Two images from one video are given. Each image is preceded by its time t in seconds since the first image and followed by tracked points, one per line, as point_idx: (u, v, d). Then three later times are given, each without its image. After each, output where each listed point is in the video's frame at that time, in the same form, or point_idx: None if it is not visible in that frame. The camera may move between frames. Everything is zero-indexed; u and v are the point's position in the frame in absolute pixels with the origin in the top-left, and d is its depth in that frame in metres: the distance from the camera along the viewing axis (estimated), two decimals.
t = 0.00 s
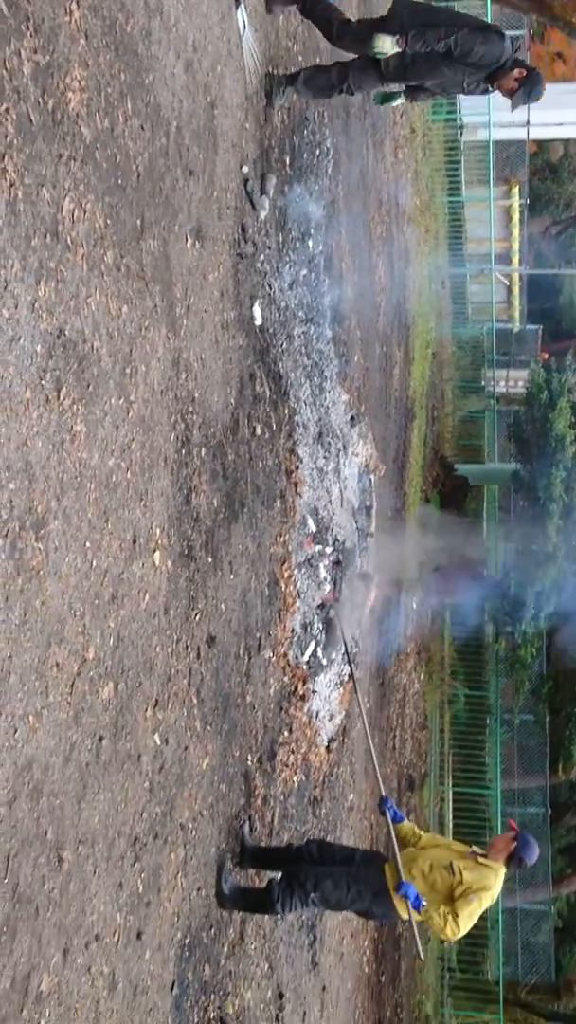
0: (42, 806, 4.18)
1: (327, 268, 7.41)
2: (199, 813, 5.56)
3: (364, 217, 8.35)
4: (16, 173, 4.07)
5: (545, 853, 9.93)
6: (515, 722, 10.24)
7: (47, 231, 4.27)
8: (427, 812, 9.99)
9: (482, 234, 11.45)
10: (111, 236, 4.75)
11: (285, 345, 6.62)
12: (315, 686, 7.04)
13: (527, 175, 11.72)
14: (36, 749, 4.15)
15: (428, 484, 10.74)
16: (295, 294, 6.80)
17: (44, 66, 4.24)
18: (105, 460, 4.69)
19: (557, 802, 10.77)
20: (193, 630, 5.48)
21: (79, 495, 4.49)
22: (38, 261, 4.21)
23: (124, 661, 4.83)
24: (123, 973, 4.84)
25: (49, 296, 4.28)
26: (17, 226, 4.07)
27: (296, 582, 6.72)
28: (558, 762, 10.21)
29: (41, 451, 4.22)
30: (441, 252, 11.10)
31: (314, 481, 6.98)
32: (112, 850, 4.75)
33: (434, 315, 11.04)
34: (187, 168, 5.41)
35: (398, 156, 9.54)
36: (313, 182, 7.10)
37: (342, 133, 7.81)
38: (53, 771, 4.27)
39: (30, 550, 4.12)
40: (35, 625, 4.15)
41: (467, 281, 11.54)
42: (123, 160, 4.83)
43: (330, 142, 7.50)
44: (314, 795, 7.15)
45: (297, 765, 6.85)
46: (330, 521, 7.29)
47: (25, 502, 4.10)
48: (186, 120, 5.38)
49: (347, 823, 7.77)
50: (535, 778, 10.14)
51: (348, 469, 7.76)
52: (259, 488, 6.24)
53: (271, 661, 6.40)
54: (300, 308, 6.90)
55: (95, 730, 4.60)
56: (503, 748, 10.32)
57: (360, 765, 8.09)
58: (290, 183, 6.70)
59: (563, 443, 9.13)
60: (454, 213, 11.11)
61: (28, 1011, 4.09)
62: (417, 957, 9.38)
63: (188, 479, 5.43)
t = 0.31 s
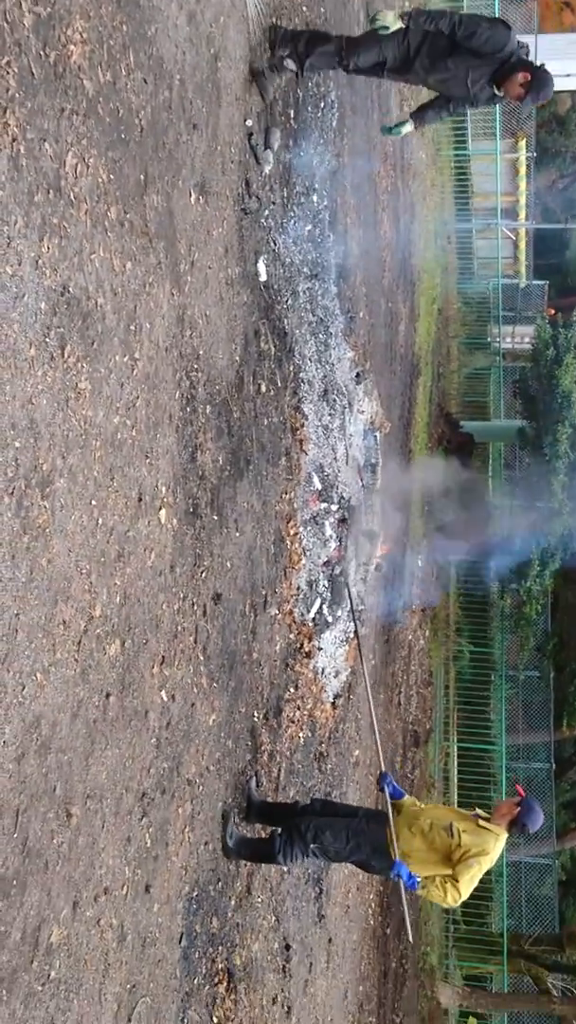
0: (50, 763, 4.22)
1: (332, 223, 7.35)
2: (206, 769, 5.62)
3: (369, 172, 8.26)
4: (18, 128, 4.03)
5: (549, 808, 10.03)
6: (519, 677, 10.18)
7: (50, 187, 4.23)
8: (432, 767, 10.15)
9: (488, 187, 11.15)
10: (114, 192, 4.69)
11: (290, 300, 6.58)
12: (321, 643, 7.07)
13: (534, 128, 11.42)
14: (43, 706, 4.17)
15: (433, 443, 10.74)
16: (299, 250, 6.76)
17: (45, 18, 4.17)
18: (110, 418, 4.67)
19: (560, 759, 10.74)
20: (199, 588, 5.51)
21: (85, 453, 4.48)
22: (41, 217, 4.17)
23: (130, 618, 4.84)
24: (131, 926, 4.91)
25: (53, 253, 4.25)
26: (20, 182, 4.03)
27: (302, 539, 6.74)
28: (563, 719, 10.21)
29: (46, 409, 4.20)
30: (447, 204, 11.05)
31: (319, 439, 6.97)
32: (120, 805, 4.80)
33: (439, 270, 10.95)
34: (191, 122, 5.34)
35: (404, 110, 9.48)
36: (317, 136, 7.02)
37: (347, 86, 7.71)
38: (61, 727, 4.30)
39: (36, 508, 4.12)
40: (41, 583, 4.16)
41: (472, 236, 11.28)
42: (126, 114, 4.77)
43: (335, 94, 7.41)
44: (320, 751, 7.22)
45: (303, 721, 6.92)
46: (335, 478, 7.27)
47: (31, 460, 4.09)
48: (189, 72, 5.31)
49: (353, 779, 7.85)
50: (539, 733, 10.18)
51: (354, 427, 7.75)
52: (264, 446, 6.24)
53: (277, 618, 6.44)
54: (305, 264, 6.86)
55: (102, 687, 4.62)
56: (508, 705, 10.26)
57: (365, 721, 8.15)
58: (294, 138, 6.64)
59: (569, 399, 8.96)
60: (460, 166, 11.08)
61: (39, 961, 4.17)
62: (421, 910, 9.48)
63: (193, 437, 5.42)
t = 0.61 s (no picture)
0: (55, 739, 4.23)
1: (335, 199, 7.33)
2: (209, 745, 5.64)
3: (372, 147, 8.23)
4: (20, 103, 4.00)
5: (550, 785, 9.90)
6: (521, 653, 10.16)
7: (52, 163, 4.20)
8: (434, 745, 10.17)
9: (492, 162, 11.20)
10: (117, 167, 4.67)
11: (293, 277, 6.57)
12: (324, 620, 7.09)
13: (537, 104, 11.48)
14: (48, 682, 4.19)
15: (437, 420, 10.70)
16: (302, 226, 6.76)
17: None
18: (113, 395, 4.66)
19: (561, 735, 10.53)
20: (202, 565, 5.51)
21: (88, 430, 4.47)
22: (43, 192, 4.15)
23: (134, 595, 4.85)
24: (136, 900, 4.94)
25: (55, 229, 4.23)
26: (22, 158, 4.01)
27: (305, 516, 6.74)
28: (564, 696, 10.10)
29: (49, 386, 4.19)
30: (450, 180, 11.04)
31: (322, 416, 6.96)
32: (124, 781, 4.82)
33: (443, 248, 10.93)
34: (194, 96, 5.31)
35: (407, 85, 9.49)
36: (321, 108, 7.00)
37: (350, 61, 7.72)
38: (65, 704, 4.31)
39: (39, 485, 4.11)
40: (45, 560, 4.16)
41: (476, 212, 11.28)
42: (128, 88, 4.74)
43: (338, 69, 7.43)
44: (322, 728, 7.25)
45: (306, 698, 6.94)
46: (338, 455, 7.27)
47: (34, 437, 4.08)
48: (191, 46, 5.27)
49: (355, 756, 7.88)
50: (540, 710, 10.04)
51: (357, 404, 7.74)
52: (267, 423, 6.23)
53: (280, 594, 6.46)
54: (308, 240, 6.85)
55: (106, 663, 4.63)
56: (510, 680, 10.14)
57: (368, 698, 8.18)
58: (298, 113, 6.61)
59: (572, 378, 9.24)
60: (464, 141, 11.07)
61: (45, 935, 4.20)
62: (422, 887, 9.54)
63: (196, 413, 5.41)
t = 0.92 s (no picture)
0: (57, 732, 4.24)
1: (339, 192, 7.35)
2: (211, 739, 5.65)
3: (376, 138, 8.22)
4: (24, 96, 3.99)
5: (550, 778, 9.94)
6: (523, 647, 10.20)
7: (56, 156, 4.20)
8: (436, 739, 10.13)
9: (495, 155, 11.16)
10: (120, 160, 4.66)
11: (296, 270, 6.57)
12: (326, 614, 7.09)
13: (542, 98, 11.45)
14: (50, 675, 4.19)
15: (439, 414, 10.74)
16: (306, 220, 6.76)
17: None
18: (116, 388, 4.66)
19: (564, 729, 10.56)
20: (205, 559, 5.51)
21: (91, 424, 4.47)
22: (47, 186, 4.14)
23: (137, 589, 4.85)
24: (138, 893, 4.96)
25: (59, 223, 4.22)
26: (26, 151, 4.01)
27: (308, 510, 6.74)
28: (566, 690, 10.01)
29: (52, 379, 4.19)
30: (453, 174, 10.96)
31: (325, 409, 6.96)
32: (126, 774, 4.83)
33: (446, 244, 10.94)
34: (197, 89, 5.30)
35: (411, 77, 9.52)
36: (325, 101, 7.00)
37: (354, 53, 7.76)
38: (68, 697, 4.32)
39: (42, 479, 4.12)
40: (48, 553, 4.16)
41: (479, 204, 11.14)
42: (132, 81, 4.73)
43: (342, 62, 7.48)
44: (324, 722, 7.26)
45: (308, 691, 6.95)
46: (341, 449, 7.27)
47: (37, 431, 4.08)
48: (195, 39, 5.25)
49: (357, 749, 7.90)
50: (543, 704, 10.11)
51: (360, 398, 7.74)
52: (270, 417, 6.23)
53: (283, 588, 6.46)
54: (311, 234, 6.85)
55: (108, 656, 4.64)
56: (512, 674, 10.21)
57: (369, 692, 8.19)
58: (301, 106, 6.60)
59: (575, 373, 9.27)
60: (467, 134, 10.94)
61: (47, 928, 4.21)
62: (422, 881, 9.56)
63: (199, 407, 5.41)
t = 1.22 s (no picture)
0: (57, 740, 4.22)
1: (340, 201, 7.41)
2: (211, 747, 5.64)
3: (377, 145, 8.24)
4: (26, 103, 3.99)
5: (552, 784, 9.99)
6: (524, 655, 10.22)
7: (58, 163, 4.19)
8: (437, 746, 9.99)
9: (497, 163, 11.05)
10: (122, 167, 4.65)
11: (298, 278, 6.59)
12: (327, 622, 7.08)
13: (544, 106, 11.42)
14: (50, 683, 4.18)
15: (439, 421, 10.75)
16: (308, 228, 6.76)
17: None
18: (118, 395, 4.65)
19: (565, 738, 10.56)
20: (205, 566, 5.50)
21: (92, 431, 4.46)
22: (49, 193, 4.14)
23: (137, 597, 4.84)
24: (138, 902, 4.94)
25: (61, 230, 4.21)
26: (27, 157, 4.00)
27: (309, 518, 6.73)
28: (567, 699, 9.95)
29: (54, 386, 4.18)
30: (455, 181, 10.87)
31: (326, 417, 6.95)
32: (126, 783, 4.81)
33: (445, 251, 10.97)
34: (200, 97, 5.31)
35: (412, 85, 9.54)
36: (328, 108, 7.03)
37: (355, 61, 7.78)
38: (68, 705, 4.30)
39: (43, 486, 4.10)
40: (48, 561, 4.15)
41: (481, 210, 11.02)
42: (134, 89, 4.73)
43: (343, 70, 7.51)
44: (325, 729, 7.25)
45: (308, 699, 6.94)
46: (342, 457, 7.27)
47: (38, 438, 4.07)
48: (198, 46, 5.25)
49: (357, 757, 7.88)
50: (544, 712, 10.11)
51: (361, 405, 7.73)
52: (271, 424, 6.23)
53: (283, 596, 6.45)
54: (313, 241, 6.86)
55: (108, 664, 4.62)
56: (513, 681, 10.20)
57: (370, 700, 8.18)
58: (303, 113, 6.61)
59: None
60: (469, 142, 10.87)
61: (46, 937, 4.19)
62: (422, 889, 9.54)
63: (200, 414, 5.40)
